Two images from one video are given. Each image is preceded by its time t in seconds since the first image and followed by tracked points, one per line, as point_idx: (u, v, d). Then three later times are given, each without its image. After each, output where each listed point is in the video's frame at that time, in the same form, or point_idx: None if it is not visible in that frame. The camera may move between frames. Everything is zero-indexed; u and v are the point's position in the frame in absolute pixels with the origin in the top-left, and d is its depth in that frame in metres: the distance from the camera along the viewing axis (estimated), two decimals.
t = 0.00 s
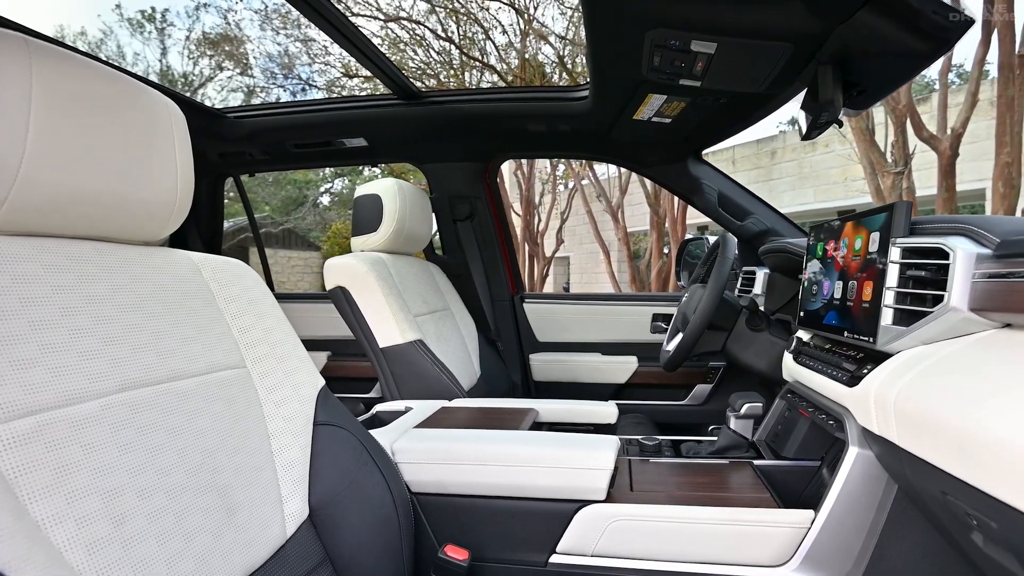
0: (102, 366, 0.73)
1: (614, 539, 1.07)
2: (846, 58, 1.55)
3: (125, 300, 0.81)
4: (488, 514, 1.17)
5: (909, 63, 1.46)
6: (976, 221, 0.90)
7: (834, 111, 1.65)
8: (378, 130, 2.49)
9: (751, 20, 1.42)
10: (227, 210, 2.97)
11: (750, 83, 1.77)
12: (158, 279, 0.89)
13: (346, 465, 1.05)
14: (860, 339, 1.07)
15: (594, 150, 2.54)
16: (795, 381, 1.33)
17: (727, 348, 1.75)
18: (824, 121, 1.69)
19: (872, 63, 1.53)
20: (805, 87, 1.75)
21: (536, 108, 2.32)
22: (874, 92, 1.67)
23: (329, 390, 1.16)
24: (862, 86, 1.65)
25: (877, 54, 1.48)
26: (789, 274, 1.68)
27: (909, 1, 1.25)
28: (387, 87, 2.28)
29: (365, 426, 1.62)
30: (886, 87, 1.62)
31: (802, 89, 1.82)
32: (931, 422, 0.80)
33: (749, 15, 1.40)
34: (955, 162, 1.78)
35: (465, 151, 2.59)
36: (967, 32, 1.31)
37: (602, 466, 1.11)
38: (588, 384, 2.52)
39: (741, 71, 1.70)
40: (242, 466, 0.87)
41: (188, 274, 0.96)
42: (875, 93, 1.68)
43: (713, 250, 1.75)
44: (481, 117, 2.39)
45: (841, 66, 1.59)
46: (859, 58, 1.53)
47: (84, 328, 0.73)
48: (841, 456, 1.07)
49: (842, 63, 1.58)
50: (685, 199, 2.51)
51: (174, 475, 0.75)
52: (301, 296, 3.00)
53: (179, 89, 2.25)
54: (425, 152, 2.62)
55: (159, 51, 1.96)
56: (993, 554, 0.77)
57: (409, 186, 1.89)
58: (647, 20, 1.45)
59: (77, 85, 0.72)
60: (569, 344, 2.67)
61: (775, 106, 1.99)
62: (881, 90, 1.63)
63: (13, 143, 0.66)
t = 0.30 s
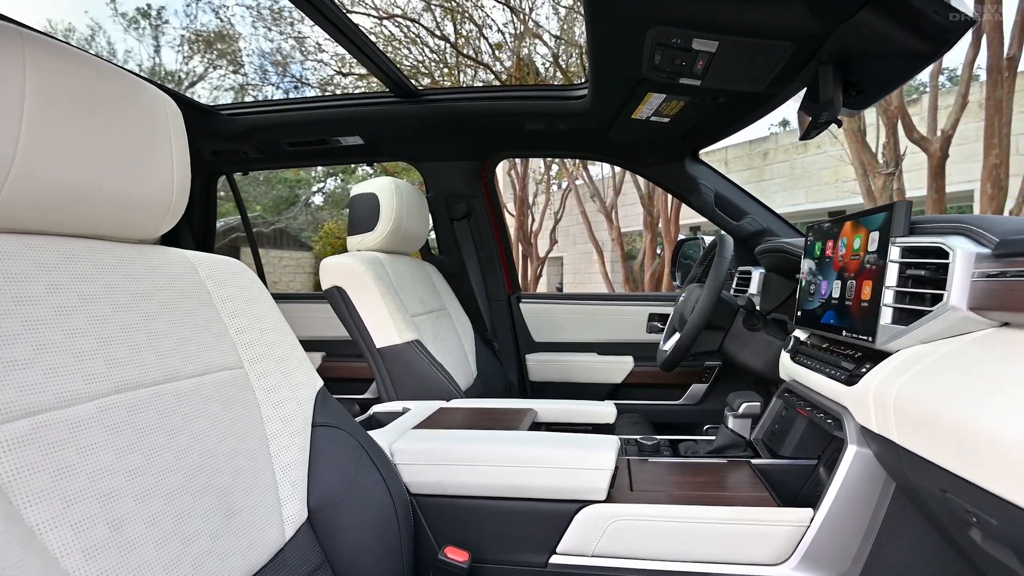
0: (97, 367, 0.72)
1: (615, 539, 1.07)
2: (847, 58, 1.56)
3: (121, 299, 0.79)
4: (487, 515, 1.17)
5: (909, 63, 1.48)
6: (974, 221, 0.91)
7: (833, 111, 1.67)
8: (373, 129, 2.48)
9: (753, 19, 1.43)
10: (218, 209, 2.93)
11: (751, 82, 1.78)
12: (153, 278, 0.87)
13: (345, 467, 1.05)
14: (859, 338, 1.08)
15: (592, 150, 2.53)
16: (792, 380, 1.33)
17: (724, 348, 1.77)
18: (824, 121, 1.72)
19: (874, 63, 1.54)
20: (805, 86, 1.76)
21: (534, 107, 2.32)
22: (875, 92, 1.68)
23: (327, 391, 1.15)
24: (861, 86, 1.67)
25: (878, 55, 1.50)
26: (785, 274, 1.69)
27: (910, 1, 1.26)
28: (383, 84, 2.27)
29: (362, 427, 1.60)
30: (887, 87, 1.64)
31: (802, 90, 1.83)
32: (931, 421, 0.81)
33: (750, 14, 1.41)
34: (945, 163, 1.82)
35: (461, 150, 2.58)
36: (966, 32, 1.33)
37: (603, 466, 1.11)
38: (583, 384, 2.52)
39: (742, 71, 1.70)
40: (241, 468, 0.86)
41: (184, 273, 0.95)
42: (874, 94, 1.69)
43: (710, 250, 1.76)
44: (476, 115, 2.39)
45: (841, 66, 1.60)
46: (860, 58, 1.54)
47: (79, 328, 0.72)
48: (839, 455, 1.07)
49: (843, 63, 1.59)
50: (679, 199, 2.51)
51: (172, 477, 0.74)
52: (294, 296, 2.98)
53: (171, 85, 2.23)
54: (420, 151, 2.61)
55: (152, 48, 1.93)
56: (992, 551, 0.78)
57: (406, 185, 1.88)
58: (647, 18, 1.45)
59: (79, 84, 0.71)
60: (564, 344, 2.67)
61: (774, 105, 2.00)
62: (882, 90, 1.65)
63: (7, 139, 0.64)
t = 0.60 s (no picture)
0: (90, 369, 0.70)
1: (614, 539, 1.07)
2: (845, 58, 1.57)
3: (114, 300, 0.78)
4: (486, 515, 1.16)
5: (906, 64, 1.49)
6: (970, 221, 0.92)
7: (830, 112, 1.68)
8: (367, 128, 2.46)
9: (751, 19, 1.43)
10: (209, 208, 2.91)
11: (747, 83, 1.79)
12: (147, 278, 0.86)
13: (342, 469, 1.04)
14: (856, 337, 1.09)
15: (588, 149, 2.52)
16: (789, 379, 1.35)
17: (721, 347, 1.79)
18: (821, 121, 1.73)
19: (870, 63, 1.55)
20: (802, 86, 1.78)
21: (529, 106, 2.32)
22: (870, 93, 1.69)
23: (323, 392, 1.14)
24: (856, 87, 1.68)
25: (875, 56, 1.51)
26: (780, 274, 1.70)
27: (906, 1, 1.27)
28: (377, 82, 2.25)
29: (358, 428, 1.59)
30: (881, 88, 1.64)
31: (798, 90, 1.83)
32: (929, 419, 0.82)
33: (748, 14, 1.41)
34: (934, 164, 1.84)
35: (456, 150, 2.57)
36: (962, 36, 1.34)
37: (602, 466, 1.11)
38: (578, 384, 2.52)
39: (740, 72, 1.71)
40: (237, 471, 0.85)
41: (178, 273, 0.93)
42: (869, 95, 1.70)
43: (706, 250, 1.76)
44: (469, 114, 2.38)
45: (839, 67, 1.62)
46: (857, 58, 1.55)
47: (72, 328, 0.70)
48: (836, 453, 1.08)
49: (840, 63, 1.60)
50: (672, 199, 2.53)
51: (168, 481, 0.73)
52: (286, 296, 2.95)
53: (160, 82, 2.19)
54: (413, 151, 2.59)
55: (140, 46, 1.91)
56: (989, 547, 0.78)
57: (401, 184, 1.87)
58: (645, 17, 1.45)
59: (80, 84, 0.71)
60: (558, 344, 2.67)
61: (771, 105, 2.00)
62: (876, 91, 1.66)
63: None
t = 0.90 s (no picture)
0: (82, 370, 0.69)
1: (612, 539, 1.07)
2: (841, 59, 1.58)
3: (106, 299, 0.76)
4: (483, 516, 1.16)
5: (899, 65, 1.51)
6: (966, 221, 0.93)
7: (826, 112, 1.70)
8: (360, 126, 2.44)
9: (748, 20, 1.44)
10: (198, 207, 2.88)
11: (744, 83, 1.80)
12: (140, 277, 0.84)
13: (339, 471, 1.03)
14: (852, 336, 1.10)
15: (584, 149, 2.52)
16: (784, 378, 1.35)
17: (715, 347, 1.80)
18: (817, 122, 1.74)
19: (864, 64, 1.56)
20: (797, 87, 1.79)
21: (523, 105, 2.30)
22: (865, 93, 1.71)
23: (318, 393, 1.13)
24: (851, 88, 1.69)
25: (869, 56, 1.52)
26: (774, 274, 1.72)
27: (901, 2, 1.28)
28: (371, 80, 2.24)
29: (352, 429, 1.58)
30: (880, 88, 1.66)
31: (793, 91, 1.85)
32: (926, 417, 0.82)
33: (744, 14, 1.42)
34: (923, 165, 1.86)
35: (450, 148, 2.56)
36: (954, 37, 1.36)
37: (600, 466, 1.11)
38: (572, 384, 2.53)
39: (737, 72, 1.72)
40: (232, 473, 0.84)
41: (171, 272, 0.91)
42: (864, 95, 1.72)
43: (700, 250, 1.77)
44: (462, 113, 2.37)
45: (835, 68, 1.63)
46: (852, 60, 1.57)
47: (63, 329, 0.69)
48: (832, 451, 1.08)
49: (836, 64, 1.62)
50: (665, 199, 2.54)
51: (161, 483, 0.72)
52: (278, 296, 2.93)
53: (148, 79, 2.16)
54: (406, 150, 2.58)
55: (128, 42, 1.88)
56: (986, 544, 0.79)
57: (396, 183, 1.86)
58: (641, 16, 1.45)
59: (83, 84, 0.71)
60: (552, 344, 2.67)
61: (765, 105, 2.01)
62: (872, 91, 1.68)
63: None
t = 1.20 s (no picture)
0: (73, 373, 0.68)
1: (609, 539, 1.07)
2: (835, 61, 1.60)
3: (96, 301, 0.75)
4: (478, 517, 1.15)
5: (892, 66, 1.53)
6: (958, 221, 0.94)
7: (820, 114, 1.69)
8: (351, 125, 2.43)
9: (742, 21, 1.45)
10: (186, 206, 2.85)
11: (738, 84, 1.80)
12: (131, 277, 0.83)
13: (333, 473, 1.02)
14: (846, 335, 1.11)
15: (578, 148, 2.52)
16: (778, 377, 1.36)
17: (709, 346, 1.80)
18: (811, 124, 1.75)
19: (858, 65, 1.57)
20: (792, 89, 1.80)
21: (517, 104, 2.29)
22: (859, 94, 1.72)
23: (312, 394, 1.12)
24: (845, 90, 1.70)
25: (862, 57, 1.53)
26: (767, 273, 1.73)
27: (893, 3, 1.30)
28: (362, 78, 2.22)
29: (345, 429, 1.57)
30: (873, 89, 1.67)
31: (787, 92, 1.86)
32: (922, 415, 0.82)
33: (739, 15, 1.42)
34: (912, 166, 1.88)
35: (442, 147, 2.55)
36: (945, 41, 1.38)
37: (596, 466, 1.11)
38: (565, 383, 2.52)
39: (732, 73, 1.73)
40: (225, 476, 0.82)
41: (163, 272, 0.90)
42: (858, 96, 1.73)
43: (694, 250, 1.78)
44: (454, 112, 2.36)
45: (830, 70, 1.64)
46: (846, 62, 1.58)
47: (52, 331, 0.67)
48: (827, 450, 1.09)
49: (831, 66, 1.63)
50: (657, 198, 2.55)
51: (154, 488, 0.70)
52: (267, 296, 2.91)
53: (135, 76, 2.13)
54: (398, 149, 2.57)
55: (113, 39, 1.86)
56: (979, 541, 0.80)
57: (389, 182, 1.85)
58: (636, 15, 1.45)
59: (87, 85, 0.71)
60: (545, 343, 2.67)
61: (759, 106, 2.02)
62: (866, 92, 1.69)
63: None
